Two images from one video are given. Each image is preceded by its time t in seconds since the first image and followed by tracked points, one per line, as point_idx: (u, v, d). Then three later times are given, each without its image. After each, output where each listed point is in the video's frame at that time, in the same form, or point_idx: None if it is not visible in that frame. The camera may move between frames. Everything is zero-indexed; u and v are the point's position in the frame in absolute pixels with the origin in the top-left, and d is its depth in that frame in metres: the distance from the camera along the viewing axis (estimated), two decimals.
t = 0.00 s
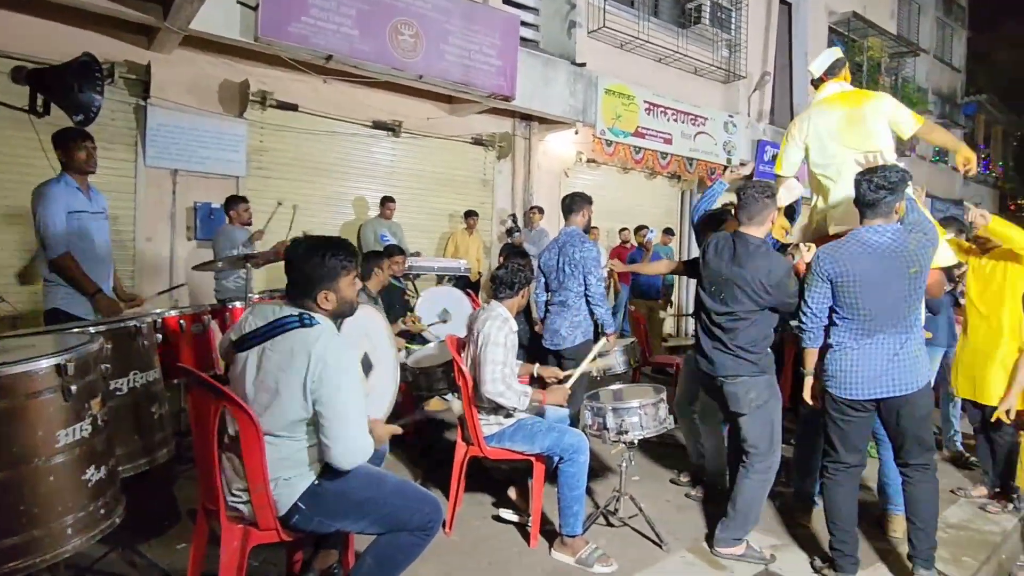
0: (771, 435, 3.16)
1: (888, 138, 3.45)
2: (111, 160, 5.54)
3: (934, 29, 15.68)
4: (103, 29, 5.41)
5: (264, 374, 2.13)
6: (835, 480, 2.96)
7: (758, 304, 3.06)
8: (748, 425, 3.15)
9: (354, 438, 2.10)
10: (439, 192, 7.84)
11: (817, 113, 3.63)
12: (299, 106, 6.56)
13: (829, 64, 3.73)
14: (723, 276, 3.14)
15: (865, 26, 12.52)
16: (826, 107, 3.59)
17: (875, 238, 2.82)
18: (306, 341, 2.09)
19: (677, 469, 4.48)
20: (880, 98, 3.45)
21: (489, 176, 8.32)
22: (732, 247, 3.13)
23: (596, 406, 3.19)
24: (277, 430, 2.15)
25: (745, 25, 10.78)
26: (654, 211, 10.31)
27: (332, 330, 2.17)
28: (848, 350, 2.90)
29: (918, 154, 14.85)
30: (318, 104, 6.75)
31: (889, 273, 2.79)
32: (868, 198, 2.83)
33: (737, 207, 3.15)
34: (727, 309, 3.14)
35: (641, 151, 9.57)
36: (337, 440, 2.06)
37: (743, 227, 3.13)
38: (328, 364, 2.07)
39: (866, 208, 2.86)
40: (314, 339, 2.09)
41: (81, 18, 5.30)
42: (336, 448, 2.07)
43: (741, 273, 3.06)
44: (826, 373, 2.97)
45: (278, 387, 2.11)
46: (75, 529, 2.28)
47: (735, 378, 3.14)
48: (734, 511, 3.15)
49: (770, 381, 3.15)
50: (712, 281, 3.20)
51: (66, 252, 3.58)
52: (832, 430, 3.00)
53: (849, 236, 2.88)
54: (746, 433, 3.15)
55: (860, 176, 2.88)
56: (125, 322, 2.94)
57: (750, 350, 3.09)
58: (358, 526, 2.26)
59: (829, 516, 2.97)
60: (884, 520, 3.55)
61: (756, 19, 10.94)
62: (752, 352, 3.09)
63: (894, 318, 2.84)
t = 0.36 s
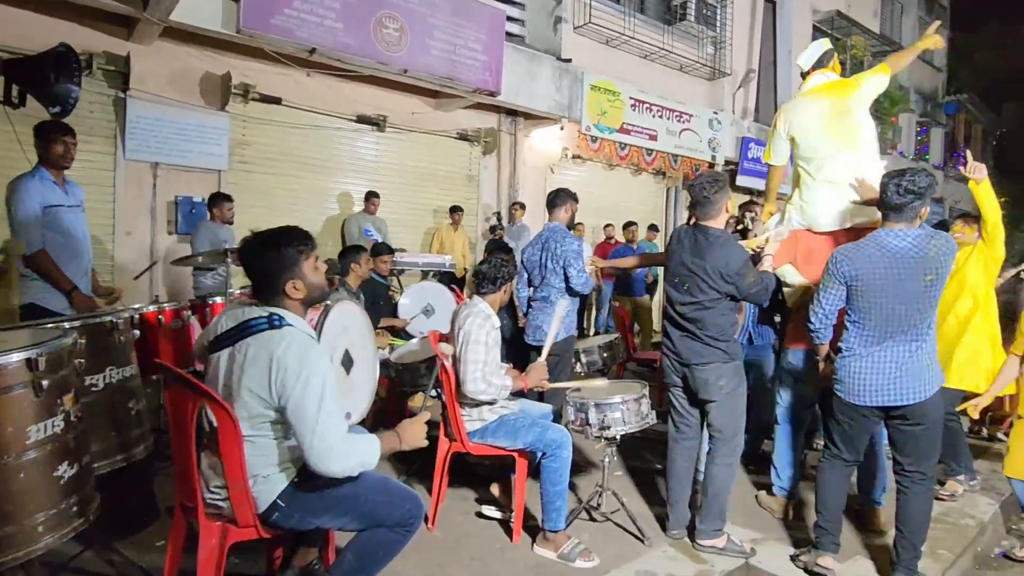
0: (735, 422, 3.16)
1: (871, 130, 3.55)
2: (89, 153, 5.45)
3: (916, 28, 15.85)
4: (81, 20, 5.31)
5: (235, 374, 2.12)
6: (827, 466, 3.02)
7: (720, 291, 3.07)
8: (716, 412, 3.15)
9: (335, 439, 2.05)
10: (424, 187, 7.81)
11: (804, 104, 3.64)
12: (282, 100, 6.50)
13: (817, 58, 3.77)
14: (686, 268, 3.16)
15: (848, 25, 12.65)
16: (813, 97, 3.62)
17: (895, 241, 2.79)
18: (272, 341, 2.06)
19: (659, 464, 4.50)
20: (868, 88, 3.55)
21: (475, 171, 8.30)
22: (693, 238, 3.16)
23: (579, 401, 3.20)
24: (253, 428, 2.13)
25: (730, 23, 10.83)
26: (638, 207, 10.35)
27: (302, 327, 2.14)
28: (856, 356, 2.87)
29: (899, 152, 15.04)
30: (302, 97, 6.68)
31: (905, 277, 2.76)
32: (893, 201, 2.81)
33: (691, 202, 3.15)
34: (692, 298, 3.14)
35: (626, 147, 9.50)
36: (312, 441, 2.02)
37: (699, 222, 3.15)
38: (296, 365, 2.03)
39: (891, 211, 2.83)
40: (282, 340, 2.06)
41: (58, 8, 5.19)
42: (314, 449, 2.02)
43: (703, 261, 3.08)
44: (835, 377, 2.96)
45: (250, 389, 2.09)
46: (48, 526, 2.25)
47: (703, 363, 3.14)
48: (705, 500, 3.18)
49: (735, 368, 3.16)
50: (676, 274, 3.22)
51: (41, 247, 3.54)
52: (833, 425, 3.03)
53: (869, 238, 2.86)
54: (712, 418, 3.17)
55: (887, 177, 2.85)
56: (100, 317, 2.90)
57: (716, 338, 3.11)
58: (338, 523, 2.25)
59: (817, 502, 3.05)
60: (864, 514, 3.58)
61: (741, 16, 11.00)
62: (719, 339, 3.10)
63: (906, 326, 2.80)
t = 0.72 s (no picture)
0: (715, 412, 3.18)
1: (848, 129, 3.56)
2: (77, 148, 5.41)
3: (908, 23, 15.88)
4: (68, 14, 5.25)
5: (215, 365, 2.12)
6: (825, 464, 3.01)
7: (696, 286, 3.07)
8: (700, 404, 3.18)
9: (310, 424, 2.08)
10: (416, 182, 7.79)
11: (783, 98, 3.63)
12: (273, 94, 6.46)
13: (796, 51, 3.79)
14: (666, 260, 3.17)
15: (841, 20, 12.66)
16: (792, 93, 3.60)
17: (893, 227, 2.79)
18: (250, 324, 2.08)
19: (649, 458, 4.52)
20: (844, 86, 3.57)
21: (467, 166, 8.28)
22: (675, 231, 3.17)
23: (568, 397, 3.20)
24: (237, 421, 2.13)
25: (723, 17, 10.82)
26: (631, 202, 10.36)
27: (280, 312, 2.15)
28: (848, 337, 2.89)
29: (892, 147, 15.12)
30: (293, 92, 6.64)
31: (900, 262, 2.76)
32: (892, 185, 2.81)
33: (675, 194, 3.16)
34: (671, 291, 3.16)
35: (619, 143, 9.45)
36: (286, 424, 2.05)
37: (682, 215, 3.15)
38: (275, 350, 2.05)
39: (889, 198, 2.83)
40: (259, 325, 2.07)
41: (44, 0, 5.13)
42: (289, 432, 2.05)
43: (681, 255, 3.09)
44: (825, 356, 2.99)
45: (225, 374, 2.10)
46: (30, 524, 2.24)
47: (682, 355, 3.14)
48: (698, 487, 3.27)
49: (713, 360, 3.16)
50: (657, 266, 3.23)
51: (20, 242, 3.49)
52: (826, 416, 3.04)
53: (868, 221, 2.86)
54: (699, 409, 3.20)
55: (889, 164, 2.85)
56: (83, 314, 2.88)
57: (693, 331, 3.11)
58: (326, 519, 2.25)
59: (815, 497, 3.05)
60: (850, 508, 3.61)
61: (734, 11, 10.99)
62: (695, 331, 3.11)
63: (901, 311, 2.80)
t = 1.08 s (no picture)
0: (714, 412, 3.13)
1: (846, 126, 3.57)
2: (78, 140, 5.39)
3: (911, 15, 15.81)
4: (67, 6, 5.23)
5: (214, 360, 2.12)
6: (836, 450, 3.04)
7: (694, 284, 3.06)
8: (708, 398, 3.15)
9: (308, 423, 2.06)
10: (417, 175, 7.77)
11: (781, 97, 3.62)
12: (273, 87, 6.43)
13: (794, 52, 3.78)
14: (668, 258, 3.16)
15: (844, 11, 12.59)
16: (789, 92, 3.59)
17: (893, 224, 2.77)
18: (246, 322, 2.07)
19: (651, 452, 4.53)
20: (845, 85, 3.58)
21: (468, 159, 8.25)
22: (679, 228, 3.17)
23: (570, 389, 3.20)
24: (236, 416, 2.13)
25: (725, 10, 10.77)
26: (633, 195, 10.34)
27: (278, 311, 2.14)
28: (850, 336, 2.89)
29: (894, 140, 15.08)
30: (293, 85, 6.62)
31: (898, 260, 2.75)
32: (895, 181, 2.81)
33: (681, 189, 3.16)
34: (670, 291, 3.15)
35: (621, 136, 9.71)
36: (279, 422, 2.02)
37: (687, 211, 3.15)
38: (270, 346, 2.03)
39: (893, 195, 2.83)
40: (255, 322, 2.07)
41: None
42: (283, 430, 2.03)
43: (681, 252, 3.09)
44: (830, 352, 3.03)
45: (222, 370, 2.10)
46: (33, 516, 2.25)
47: (681, 354, 3.13)
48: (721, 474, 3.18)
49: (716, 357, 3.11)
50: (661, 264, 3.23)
51: (27, 236, 3.49)
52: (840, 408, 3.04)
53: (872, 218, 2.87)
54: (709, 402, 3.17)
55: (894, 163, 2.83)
56: (85, 306, 2.87)
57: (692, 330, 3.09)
58: (326, 512, 2.25)
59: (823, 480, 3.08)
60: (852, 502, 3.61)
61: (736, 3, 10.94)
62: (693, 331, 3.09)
63: (903, 310, 2.77)
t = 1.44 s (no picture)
0: (733, 410, 3.13)
1: (847, 108, 3.46)
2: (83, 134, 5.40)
3: (917, 6, 15.70)
4: None
5: (226, 355, 2.12)
6: (842, 458, 2.91)
7: (733, 273, 3.04)
8: (713, 398, 3.11)
9: (325, 418, 2.09)
10: (420, 169, 7.76)
11: (784, 78, 3.61)
12: (276, 80, 6.42)
13: (807, 31, 3.69)
14: (699, 245, 3.12)
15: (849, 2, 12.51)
16: (792, 72, 3.58)
17: (885, 218, 2.77)
18: (267, 317, 2.08)
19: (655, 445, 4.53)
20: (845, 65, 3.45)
21: (471, 152, 8.23)
22: (707, 216, 3.14)
23: (573, 383, 3.20)
24: (247, 411, 2.14)
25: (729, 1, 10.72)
26: (636, 188, 10.32)
27: (294, 305, 2.16)
28: (836, 329, 2.92)
29: (899, 132, 14.99)
30: (296, 78, 6.61)
31: (884, 254, 2.74)
32: (889, 176, 2.81)
33: (707, 176, 3.12)
34: (703, 280, 3.10)
35: (624, 129, 9.53)
36: (297, 420, 2.04)
37: (714, 197, 3.11)
38: (288, 341, 2.06)
39: (890, 189, 2.81)
40: (271, 318, 2.08)
41: None
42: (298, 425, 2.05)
43: (716, 240, 3.05)
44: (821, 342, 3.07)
45: (236, 366, 2.10)
46: (40, 508, 2.26)
47: (705, 347, 3.10)
48: (700, 492, 3.09)
49: (735, 355, 3.11)
50: (687, 253, 3.17)
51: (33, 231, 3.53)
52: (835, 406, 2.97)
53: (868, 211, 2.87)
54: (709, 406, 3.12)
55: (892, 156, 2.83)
56: (90, 301, 2.89)
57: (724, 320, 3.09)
58: (331, 506, 2.26)
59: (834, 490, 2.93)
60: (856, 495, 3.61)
61: None
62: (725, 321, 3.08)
63: (885, 305, 2.77)
